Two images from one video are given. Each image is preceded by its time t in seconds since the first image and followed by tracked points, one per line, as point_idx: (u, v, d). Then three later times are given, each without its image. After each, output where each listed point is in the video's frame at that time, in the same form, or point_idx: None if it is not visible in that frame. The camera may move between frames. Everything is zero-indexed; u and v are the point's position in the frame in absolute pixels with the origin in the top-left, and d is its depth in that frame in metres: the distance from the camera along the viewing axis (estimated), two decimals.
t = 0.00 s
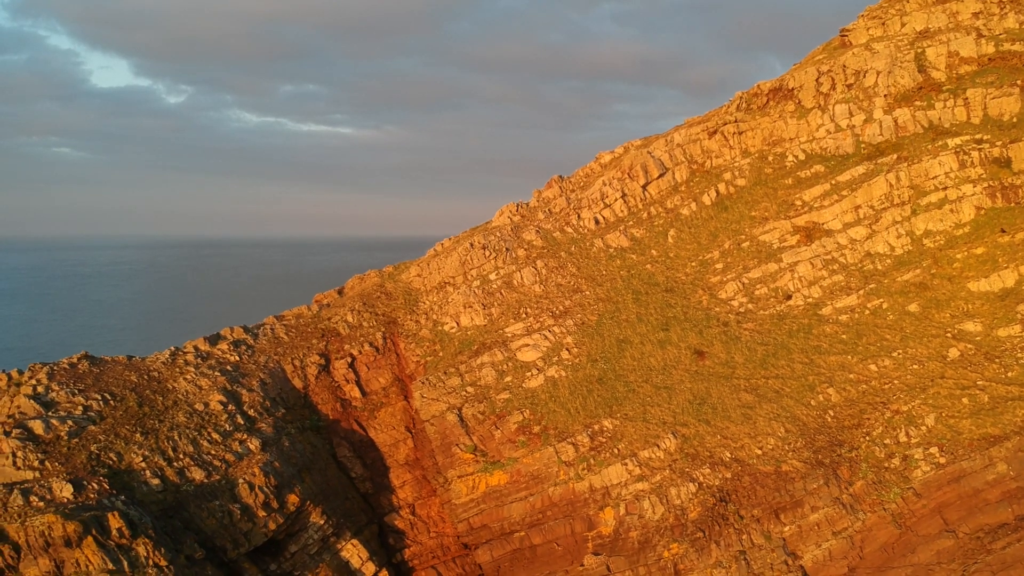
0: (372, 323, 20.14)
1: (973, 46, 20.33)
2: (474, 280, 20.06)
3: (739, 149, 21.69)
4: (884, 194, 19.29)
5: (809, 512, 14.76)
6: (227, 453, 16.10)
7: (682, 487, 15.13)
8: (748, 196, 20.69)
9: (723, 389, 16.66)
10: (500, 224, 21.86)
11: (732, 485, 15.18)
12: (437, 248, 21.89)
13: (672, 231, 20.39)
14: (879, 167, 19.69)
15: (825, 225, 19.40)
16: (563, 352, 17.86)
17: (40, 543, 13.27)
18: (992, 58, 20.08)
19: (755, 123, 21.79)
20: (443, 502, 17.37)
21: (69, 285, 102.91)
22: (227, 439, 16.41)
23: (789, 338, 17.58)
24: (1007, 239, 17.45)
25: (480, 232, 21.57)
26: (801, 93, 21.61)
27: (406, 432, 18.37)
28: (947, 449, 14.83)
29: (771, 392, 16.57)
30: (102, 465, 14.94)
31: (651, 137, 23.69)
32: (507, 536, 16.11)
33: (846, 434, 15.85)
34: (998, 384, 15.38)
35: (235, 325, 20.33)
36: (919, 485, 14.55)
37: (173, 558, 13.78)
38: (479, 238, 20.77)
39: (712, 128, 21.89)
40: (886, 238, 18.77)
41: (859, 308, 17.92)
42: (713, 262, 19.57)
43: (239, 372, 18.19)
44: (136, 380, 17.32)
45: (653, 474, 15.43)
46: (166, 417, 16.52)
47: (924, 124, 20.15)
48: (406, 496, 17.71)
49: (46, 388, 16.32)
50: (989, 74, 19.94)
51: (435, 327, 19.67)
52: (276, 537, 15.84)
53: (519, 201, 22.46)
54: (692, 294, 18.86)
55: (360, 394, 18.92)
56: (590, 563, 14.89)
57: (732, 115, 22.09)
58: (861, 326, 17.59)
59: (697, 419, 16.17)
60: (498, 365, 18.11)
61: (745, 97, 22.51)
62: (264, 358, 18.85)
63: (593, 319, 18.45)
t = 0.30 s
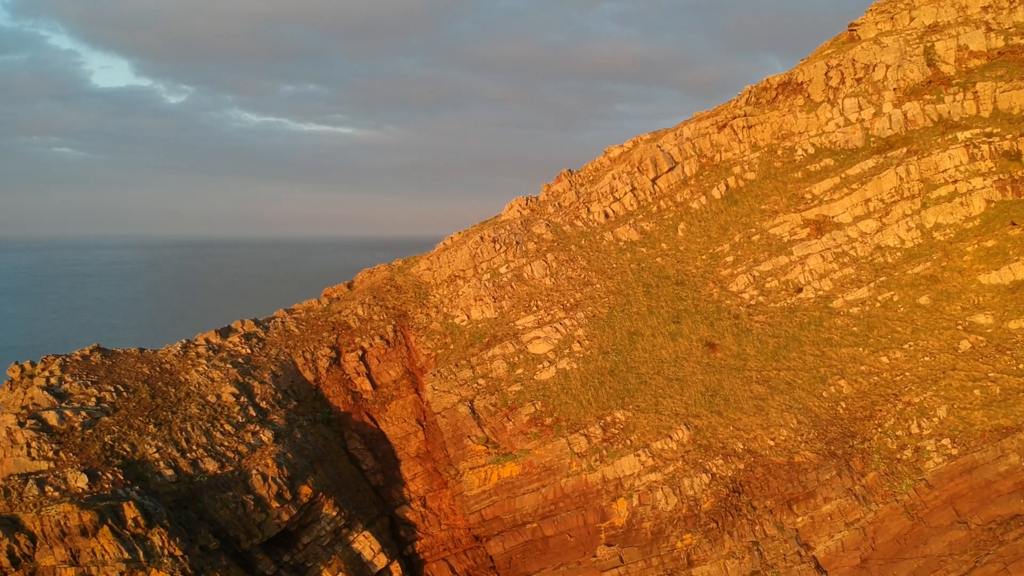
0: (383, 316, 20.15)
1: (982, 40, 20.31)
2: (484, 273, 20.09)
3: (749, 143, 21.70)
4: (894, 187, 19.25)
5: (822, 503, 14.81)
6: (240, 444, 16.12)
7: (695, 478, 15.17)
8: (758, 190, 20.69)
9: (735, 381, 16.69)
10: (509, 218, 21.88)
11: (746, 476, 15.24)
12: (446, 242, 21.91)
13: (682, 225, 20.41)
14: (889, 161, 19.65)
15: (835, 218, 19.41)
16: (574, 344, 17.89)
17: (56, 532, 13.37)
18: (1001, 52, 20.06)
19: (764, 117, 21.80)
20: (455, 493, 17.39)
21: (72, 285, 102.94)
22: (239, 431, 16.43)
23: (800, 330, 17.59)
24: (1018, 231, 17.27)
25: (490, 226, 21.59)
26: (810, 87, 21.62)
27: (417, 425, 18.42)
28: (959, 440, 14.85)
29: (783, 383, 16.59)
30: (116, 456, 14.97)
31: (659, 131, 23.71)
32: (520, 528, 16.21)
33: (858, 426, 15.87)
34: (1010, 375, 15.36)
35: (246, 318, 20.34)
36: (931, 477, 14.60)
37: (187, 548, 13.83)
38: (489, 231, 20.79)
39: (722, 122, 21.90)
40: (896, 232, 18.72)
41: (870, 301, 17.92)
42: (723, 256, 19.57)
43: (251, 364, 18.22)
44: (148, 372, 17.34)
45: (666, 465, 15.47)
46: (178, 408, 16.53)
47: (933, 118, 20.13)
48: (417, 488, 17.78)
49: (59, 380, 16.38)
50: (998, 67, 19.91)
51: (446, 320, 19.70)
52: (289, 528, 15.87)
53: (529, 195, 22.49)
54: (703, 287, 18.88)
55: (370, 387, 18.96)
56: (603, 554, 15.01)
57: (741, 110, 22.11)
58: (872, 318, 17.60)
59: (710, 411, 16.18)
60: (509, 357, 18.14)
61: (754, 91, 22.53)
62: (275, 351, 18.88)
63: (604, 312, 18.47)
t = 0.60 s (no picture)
0: (393, 310, 20.17)
1: (992, 34, 20.30)
2: (494, 266, 20.11)
3: (758, 137, 21.70)
4: (904, 180, 19.19)
5: (834, 494, 14.89)
6: (253, 436, 16.15)
7: (708, 469, 15.21)
8: (768, 183, 20.68)
9: (747, 372, 16.71)
10: (518, 212, 21.87)
11: (758, 468, 15.30)
12: (456, 236, 21.91)
13: (692, 218, 20.42)
14: (899, 154, 19.62)
15: (845, 211, 19.39)
16: (585, 337, 17.91)
17: (71, 522, 13.42)
18: (1010, 46, 20.05)
19: (773, 111, 21.78)
20: (467, 487, 17.56)
21: (75, 285, 102.86)
22: (252, 422, 16.45)
23: (811, 323, 17.61)
24: None
25: (500, 220, 21.58)
26: (819, 81, 21.60)
27: (428, 418, 18.47)
28: (971, 432, 14.86)
29: (795, 375, 16.61)
30: (129, 447, 14.99)
31: (667, 126, 23.69)
32: (532, 519, 16.33)
33: (870, 418, 15.89)
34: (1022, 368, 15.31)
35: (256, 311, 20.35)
36: (943, 468, 14.63)
37: (202, 538, 13.89)
38: (499, 225, 20.79)
39: (731, 116, 21.90)
40: (907, 225, 18.66)
41: (881, 294, 17.92)
42: (733, 249, 19.58)
43: (262, 357, 18.24)
44: (160, 364, 17.36)
45: (679, 456, 15.50)
46: (191, 400, 16.55)
47: (943, 111, 20.10)
48: (428, 481, 17.87)
49: (72, 371, 16.41)
50: (1008, 61, 19.91)
51: (456, 313, 19.71)
52: (302, 520, 15.93)
53: (538, 189, 22.49)
54: (713, 280, 18.90)
55: (381, 380, 19.01)
56: (616, 545, 15.13)
57: (750, 104, 22.10)
58: (883, 311, 17.60)
59: (723, 403, 16.20)
60: (521, 350, 18.17)
61: (763, 85, 22.51)
62: (286, 344, 18.90)
63: (615, 305, 18.49)
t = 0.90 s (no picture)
0: (403, 303, 20.18)
1: (1001, 28, 20.27)
2: (504, 260, 20.14)
3: (767, 131, 21.71)
4: (914, 174, 19.14)
5: (847, 485, 14.94)
6: (266, 427, 16.18)
7: (721, 460, 15.26)
8: (777, 177, 20.69)
9: (759, 364, 16.74)
10: (528, 206, 21.91)
11: (771, 459, 15.33)
12: (465, 230, 21.94)
13: (701, 212, 20.44)
14: (908, 148, 19.58)
15: (855, 205, 19.38)
16: (597, 329, 17.95)
17: (88, 512, 13.46)
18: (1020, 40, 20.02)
19: (782, 105, 21.78)
20: (477, 479, 17.58)
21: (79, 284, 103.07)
22: (265, 414, 16.48)
23: (822, 315, 17.63)
24: None
25: (509, 213, 21.60)
26: (828, 76, 21.60)
27: (439, 411, 18.53)
28: (983, 423, 14.87)
29: (807, 367, 16.64)
30: (144, 438, 15.02)
31: (677, 120, 23.70)
32: (544, 511, 16.42)
33: (882, 409, 15.90)
34: None
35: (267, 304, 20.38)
36: (955, 460, 14.63)
37: (217, 528, 13.94)
38: (509, 219, 20.81)
39: (740, 111, 21.92)
40: (917, 218, 18.63)
41: (892, 287, 17.91)
42: (744, 242, 19.60)
43: (274, 349, 18.28)
44: (173, 356, 17.38)
45: (692, 447, 15.54)
46: (204, 391, 16.58)
47: (952, 105, 20.05)
48: (439, 473, 17.95)
49: (85, 363, 16.44)
50: (1018, 55, 19.84)
51: (467, 306, 19.74)
52: (315, 511, 15.99)
53: (547, 183, 22.53)
54: (724, 273, 18.93)
55: (392, 372, 19.06)
56: (629, 536, 15.20)
57: (760, 98, 22.10)
58: (894, 304, 17.59)
59: (735, 394, 16.23)
60: (532, 343, 18.22)
61: (772, 80, 22.52)
62: (298, 337, 18.93)
63: (626, 298, 18.53)
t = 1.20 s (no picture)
0: (414, 297, 20.19)
1: (1010, 23, 20.24)
2: (515, 253, 20.17)
3: (777, 125, 21.71)
4: (925, 168, 19.08)
5: (860, 477, 14.97)
6: (279, 419, 16.21)
7: (735, 452, 15.29)
8: (787, 171, 20.68)
9: (771, 357, 16.76)
10: (538, 200, 21.93)
11: (785, 451, 15.36)
12: (475, 224, 21.97)
13: (712, 206, 20.46)
14: (918, 142, 19.53)
15: (866, 198, 19.34)
16: (608, 322, 17.99)
17: (104, 502, 13.53)
18: None
19: (792, 100, 21.78)
20: (489, 472, 17.64)
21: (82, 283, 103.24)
22: (278, 406, 16.51)
23: (834, 308, 17.64)
24: None
25: (519, 207, 21.60)
26: (838, 70, 21.58)
27: (450, 404, 18.56)
28: (996, 416, 14.90)
29: (819, 360, 16.66)
30: (158, 429, 15.05)
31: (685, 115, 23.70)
32: (557, 503, 16.50)
33: (894, 402, 15.91)
34: None
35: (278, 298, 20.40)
36: (968, 452, 14.71)
37: (232, 519, 13.97)
38: (520, 212, 20.83)
39: (749, 105, 21.92)
40: (927, 212, 18.57)
41: (903, 280, 17.90)
42: (754, 236, 19.62)
43: (286, 342, 18.31)
44: (185, 349, 17.41)
45: (705, 439, 15.58)
46: (217, 384, 16.61)
47: (962, 100, 20.02)
48: (450, 466, 18.00)
49: (98, 355, 16.46)
50: None
51: (478, 300, 19.77)
52: (328, 503, 15.99)
53: (557, 178, 22.55)
54: (735, 267, 18.95)
55: (403, 366, 19.09)
56: (642, 528, 15.33)
57: (769, 92, 22.10)
58: (905, 297, 17.59)
59: (747, 386, 16.26)
60: (544, 336, 18.26)
61: (781, 74, 22.50)
62: (309, 330, 18.95)
63: (637, 291, 18.57)
